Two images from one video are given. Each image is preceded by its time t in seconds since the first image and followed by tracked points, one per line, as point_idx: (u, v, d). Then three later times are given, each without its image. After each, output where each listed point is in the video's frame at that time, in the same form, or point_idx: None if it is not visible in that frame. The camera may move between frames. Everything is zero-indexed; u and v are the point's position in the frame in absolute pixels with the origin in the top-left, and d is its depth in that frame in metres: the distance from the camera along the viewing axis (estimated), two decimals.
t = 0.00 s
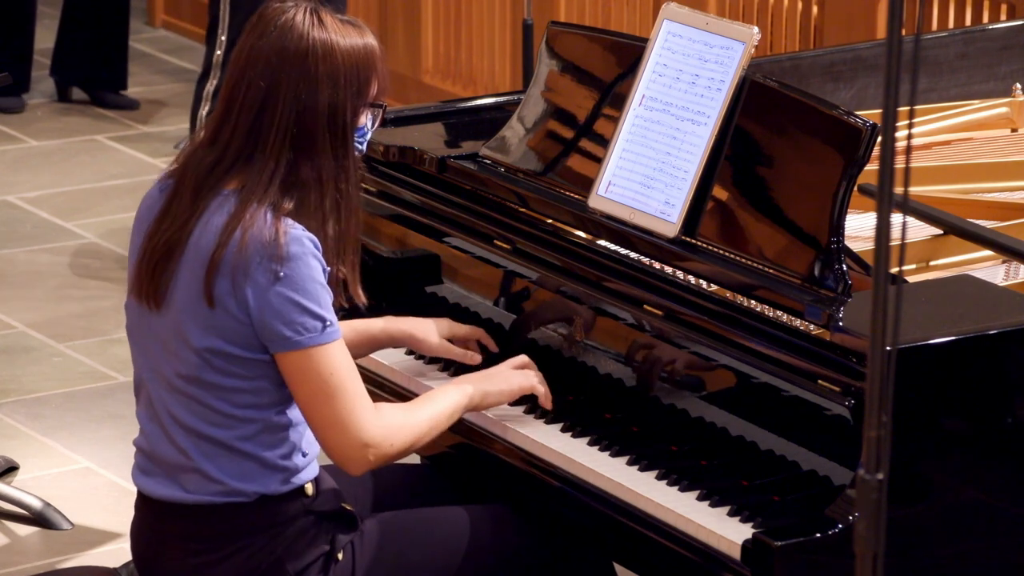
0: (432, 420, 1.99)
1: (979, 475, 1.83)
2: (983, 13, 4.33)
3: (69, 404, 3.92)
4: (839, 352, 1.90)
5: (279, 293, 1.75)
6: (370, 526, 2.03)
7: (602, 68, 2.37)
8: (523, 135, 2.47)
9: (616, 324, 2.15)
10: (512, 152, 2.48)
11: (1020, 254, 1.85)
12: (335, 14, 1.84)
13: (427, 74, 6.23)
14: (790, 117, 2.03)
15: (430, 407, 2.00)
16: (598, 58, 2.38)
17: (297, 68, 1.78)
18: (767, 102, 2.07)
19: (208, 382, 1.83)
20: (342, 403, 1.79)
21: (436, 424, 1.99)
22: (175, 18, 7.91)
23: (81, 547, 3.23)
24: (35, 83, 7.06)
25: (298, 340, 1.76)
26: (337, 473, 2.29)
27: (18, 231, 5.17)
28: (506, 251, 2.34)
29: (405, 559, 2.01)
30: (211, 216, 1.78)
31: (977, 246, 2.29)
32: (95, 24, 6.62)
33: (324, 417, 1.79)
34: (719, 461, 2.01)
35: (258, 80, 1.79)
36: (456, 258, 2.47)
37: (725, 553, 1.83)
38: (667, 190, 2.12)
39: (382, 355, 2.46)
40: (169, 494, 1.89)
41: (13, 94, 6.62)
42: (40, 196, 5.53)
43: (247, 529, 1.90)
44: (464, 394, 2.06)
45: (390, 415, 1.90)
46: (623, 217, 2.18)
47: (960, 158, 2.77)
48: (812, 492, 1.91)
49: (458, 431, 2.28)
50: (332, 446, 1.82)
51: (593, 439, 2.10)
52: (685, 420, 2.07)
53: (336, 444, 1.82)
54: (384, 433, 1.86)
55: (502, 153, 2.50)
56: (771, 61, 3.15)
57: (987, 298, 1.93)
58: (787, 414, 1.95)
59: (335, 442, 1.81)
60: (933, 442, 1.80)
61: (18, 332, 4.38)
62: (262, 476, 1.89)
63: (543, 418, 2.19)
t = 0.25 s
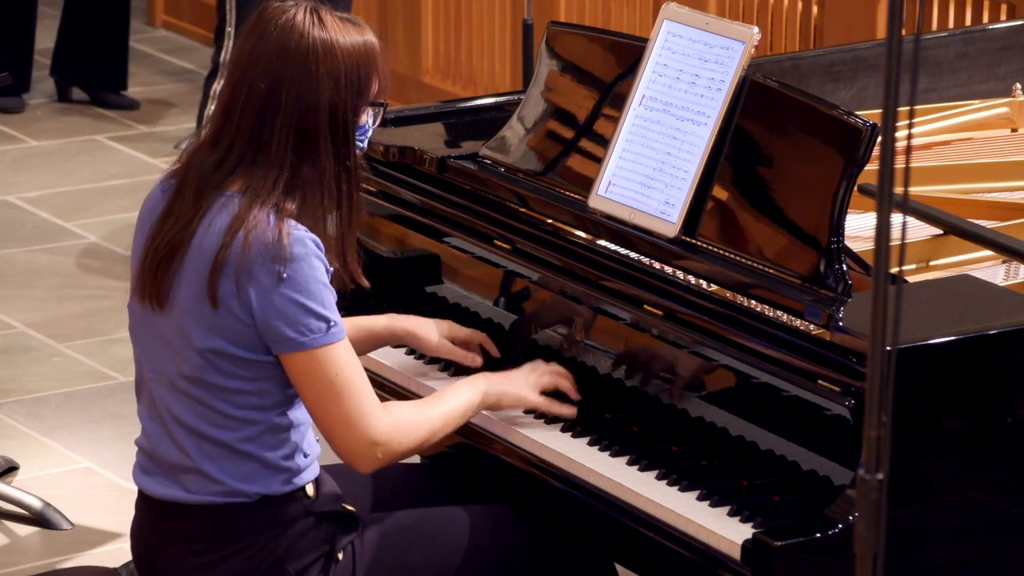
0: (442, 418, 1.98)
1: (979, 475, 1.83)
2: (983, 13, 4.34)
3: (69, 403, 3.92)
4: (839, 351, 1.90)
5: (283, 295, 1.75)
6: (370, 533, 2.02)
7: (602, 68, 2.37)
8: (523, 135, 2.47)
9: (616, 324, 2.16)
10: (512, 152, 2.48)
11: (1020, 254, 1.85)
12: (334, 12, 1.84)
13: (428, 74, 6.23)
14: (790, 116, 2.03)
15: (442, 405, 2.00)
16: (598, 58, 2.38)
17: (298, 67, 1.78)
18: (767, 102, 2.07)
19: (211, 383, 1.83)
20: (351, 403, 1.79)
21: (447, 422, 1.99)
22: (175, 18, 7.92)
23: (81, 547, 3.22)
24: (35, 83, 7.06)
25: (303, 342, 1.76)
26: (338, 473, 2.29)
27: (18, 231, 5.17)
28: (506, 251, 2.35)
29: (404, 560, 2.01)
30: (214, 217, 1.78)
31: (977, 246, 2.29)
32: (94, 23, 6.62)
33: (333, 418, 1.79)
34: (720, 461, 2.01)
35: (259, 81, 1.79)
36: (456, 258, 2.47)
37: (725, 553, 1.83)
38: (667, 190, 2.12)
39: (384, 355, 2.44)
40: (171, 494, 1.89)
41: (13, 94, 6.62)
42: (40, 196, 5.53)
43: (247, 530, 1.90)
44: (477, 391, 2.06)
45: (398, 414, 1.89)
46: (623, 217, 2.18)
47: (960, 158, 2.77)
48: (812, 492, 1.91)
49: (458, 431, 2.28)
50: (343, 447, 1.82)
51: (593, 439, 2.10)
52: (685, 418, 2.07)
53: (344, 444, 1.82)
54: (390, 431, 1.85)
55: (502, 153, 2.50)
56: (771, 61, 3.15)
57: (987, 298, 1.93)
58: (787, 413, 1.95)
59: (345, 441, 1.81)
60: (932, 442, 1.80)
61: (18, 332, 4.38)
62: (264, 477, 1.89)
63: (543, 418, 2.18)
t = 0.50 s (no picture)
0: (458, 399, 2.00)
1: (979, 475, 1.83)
2: (983, 13, 4.34)
3: (69, 404, 3.92)
4: (839, 351, 1.91)
5: (291, 293, 1.75)
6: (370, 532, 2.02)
7: (602, 68, 2.37)
8: (523, 135, 2.47)
9: (616, 323, 2.16)
10: (512, 152, 2.48)
11: (1020, 254, 1.85)
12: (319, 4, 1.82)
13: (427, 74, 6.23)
14: (790, 116, 2.03)
15: (457, 386, 2.02)
16: (598, 58, 2.38)
17: (284, 65, 1.77)
18: (767, 102, 2.07)
19: (217, 381, 1.83)
20: (368, 395, 1.80)
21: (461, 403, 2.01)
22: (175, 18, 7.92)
23: (81, 547, 3.23)
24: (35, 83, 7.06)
25: (314, 339, 1.76)
26: (338, 473, 2.29)
27: (18, 231, 5.17)
28: (506, 251, 2.34)
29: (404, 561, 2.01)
30: (222, 215, 1.79)
31: (977, 246, 2.29)
32: (94, 24, 6.62)
33: (350, 410, 1.80)
34: (720, 461, 2.01)
35: (249, 79, 1.78)
36: (456, 258, 2.48)
37: (725, 553, 1.83)
38: (667, 190, 2.12)
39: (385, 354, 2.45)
40: (176, 490, 1.90)
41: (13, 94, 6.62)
42: (40, 196, 5.53)
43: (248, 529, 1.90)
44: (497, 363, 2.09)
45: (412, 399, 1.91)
46: (623, 217, 2.18)
47: (960, 158, 2.77)
48: (812, 492, 1.91)
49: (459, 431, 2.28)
50: (364, 439, 1.84)
51: (594, 437, 2.11)
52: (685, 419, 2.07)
53: (365, 436, 1.83)
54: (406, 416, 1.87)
55: (502, 153, 2.50)
56: (771, 61, 3.15)
57: (987, 298, 1.93)
58: (787, 413, 1.95)
59: (363, 433, 1.83)
60: (932, 442, 1.80)
61: (18, 332, 4.38)
62: (270, 474, 1.89)
63: (543, 418, 2.19)
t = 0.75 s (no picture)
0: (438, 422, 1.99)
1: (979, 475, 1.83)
2: (983, 13, 4.34)
3: (69, 404, 3.92)
4: (840, 351, 1.90)
5: (298, 299, 1.76)
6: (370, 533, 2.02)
7: (602, 69, 2.37)
8: (523, 135, 2.47)
9: (616, 324, 2.16)
10: (512, 152, 2.48)
11: (1020, 254, 1.85)
12: None
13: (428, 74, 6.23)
14: (790, 117, 2.03)
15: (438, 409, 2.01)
16: (598, 58, 2.38)
17: (287, 63, 1.77)
18: (767, 102, 2.07)
19: (223, 385, 1.83)
20: (354, 411, 1.79)
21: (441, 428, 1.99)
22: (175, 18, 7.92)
23: (81, 547, 3.23)
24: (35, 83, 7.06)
25: (314, 347, 1.76)
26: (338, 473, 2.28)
27: (18, 231, 5.17)
28: (506, 251, 2.35)
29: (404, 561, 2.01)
30: (230, 218, 1.79)
31: (976, 246, 2.29)
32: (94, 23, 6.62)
33: (337, 426, 1.79)
34: (719, 461, 2.01)
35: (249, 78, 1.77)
36: (456, 258, 2.47)
37: (725, 553, 1.83)
38: (667, 190, 2.12)
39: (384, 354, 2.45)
40: (178, 494, 1.89)
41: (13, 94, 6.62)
42: (40, 196, 5.53)
43: (248, 530, 1.90)
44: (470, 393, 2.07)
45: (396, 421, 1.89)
46: (623, 217, 2.18)
47: (960, 158, 2.77)
48: (812, 492, 1.92)
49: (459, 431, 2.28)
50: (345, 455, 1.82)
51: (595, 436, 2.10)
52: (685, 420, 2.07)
53: (347, 452, 1.81)
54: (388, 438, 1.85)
55: (501, 153, 2.50)
56: (771, 61, 3.15)
57: (987, 298, 1.93)
58: (788, 414, 1.95)
59: (346, 450, 1.81)
60: (932, 442, 1.80)
61: (18, 332, 4.38)
62: (272, 480, 1.89)
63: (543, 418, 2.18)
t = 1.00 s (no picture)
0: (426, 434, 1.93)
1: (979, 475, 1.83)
2: (983, 13, 4.34)
3: (69, 403, 3.92)
4: (840, 351, 1.90)
5: (284, 307, 1.74)
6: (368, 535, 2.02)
7: (601, 69, 2.37)
8: (523, 135, 2.47)
9: (616, 324, 2.16)
10: (512, 152, 2.48)
11: (1020, 254, 1.85)
12: (339, 9, 1.84)
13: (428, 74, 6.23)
14: (790, 117, 2.03)
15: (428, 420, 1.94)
16: (598, 58, 2.38)
17: (297, 63, 1.77)
18: (767, 102, 2.07)
19: (216, 389, 1.82)
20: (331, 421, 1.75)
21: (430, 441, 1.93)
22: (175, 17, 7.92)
23: (81, 547, 3.23)
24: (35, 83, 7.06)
25: (298, 356, 1.74)
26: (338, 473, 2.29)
27: (18, 231, 5.17)
28: (506, 251, 2.34)
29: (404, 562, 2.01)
30: (223, 222, 1.79)
31: (976, 246, 2.29)
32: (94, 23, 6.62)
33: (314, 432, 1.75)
34: (719, 461, 2.01)
35: (259, 75, 1.78)
36: (456, 258, 2.47)
37: (725, 553, 1.83)
38: (667, 190, 2.12)
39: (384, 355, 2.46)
40: (171, 496, 1.89)
41: (13, 94, 6.62)
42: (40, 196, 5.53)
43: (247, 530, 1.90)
44: (459, 409, 2.01)
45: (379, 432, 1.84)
46: (623, 217, 2.18)
47: (960, 158, 2.77)
48: (812, 492, 1.92)
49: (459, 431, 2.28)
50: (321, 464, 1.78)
51: (594, 438, 2.11)
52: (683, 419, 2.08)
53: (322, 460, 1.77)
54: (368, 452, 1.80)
55: (502, 153, 2.50)
56: (771, 61, 3.15)
57: (987, 298, 1.93)
58: (787, 413, 1.95)
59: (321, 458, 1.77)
60: (932, 442, 1.80)
61: (18, 332, 4.38)
62: (264, 486, 1.89)
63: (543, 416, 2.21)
